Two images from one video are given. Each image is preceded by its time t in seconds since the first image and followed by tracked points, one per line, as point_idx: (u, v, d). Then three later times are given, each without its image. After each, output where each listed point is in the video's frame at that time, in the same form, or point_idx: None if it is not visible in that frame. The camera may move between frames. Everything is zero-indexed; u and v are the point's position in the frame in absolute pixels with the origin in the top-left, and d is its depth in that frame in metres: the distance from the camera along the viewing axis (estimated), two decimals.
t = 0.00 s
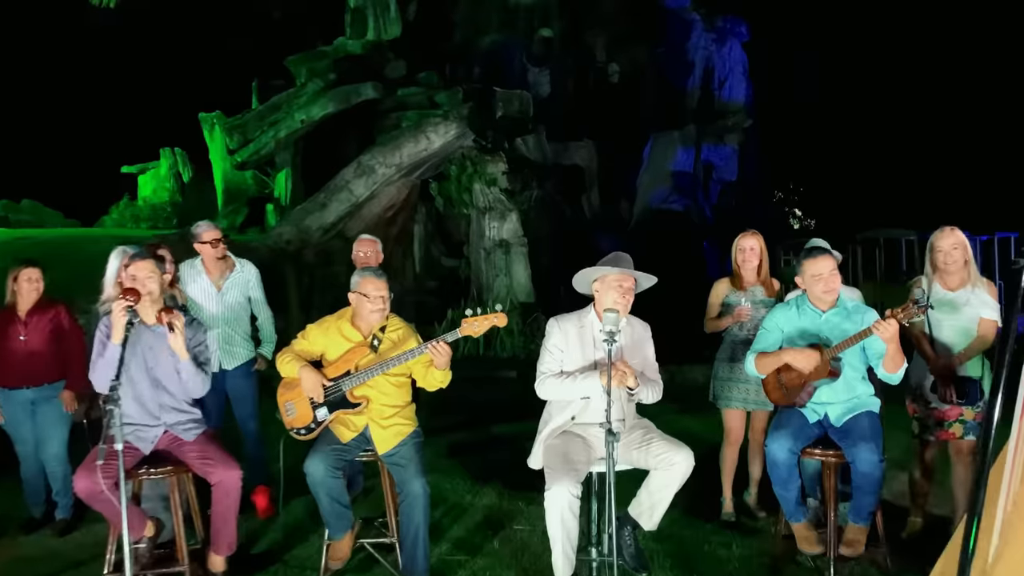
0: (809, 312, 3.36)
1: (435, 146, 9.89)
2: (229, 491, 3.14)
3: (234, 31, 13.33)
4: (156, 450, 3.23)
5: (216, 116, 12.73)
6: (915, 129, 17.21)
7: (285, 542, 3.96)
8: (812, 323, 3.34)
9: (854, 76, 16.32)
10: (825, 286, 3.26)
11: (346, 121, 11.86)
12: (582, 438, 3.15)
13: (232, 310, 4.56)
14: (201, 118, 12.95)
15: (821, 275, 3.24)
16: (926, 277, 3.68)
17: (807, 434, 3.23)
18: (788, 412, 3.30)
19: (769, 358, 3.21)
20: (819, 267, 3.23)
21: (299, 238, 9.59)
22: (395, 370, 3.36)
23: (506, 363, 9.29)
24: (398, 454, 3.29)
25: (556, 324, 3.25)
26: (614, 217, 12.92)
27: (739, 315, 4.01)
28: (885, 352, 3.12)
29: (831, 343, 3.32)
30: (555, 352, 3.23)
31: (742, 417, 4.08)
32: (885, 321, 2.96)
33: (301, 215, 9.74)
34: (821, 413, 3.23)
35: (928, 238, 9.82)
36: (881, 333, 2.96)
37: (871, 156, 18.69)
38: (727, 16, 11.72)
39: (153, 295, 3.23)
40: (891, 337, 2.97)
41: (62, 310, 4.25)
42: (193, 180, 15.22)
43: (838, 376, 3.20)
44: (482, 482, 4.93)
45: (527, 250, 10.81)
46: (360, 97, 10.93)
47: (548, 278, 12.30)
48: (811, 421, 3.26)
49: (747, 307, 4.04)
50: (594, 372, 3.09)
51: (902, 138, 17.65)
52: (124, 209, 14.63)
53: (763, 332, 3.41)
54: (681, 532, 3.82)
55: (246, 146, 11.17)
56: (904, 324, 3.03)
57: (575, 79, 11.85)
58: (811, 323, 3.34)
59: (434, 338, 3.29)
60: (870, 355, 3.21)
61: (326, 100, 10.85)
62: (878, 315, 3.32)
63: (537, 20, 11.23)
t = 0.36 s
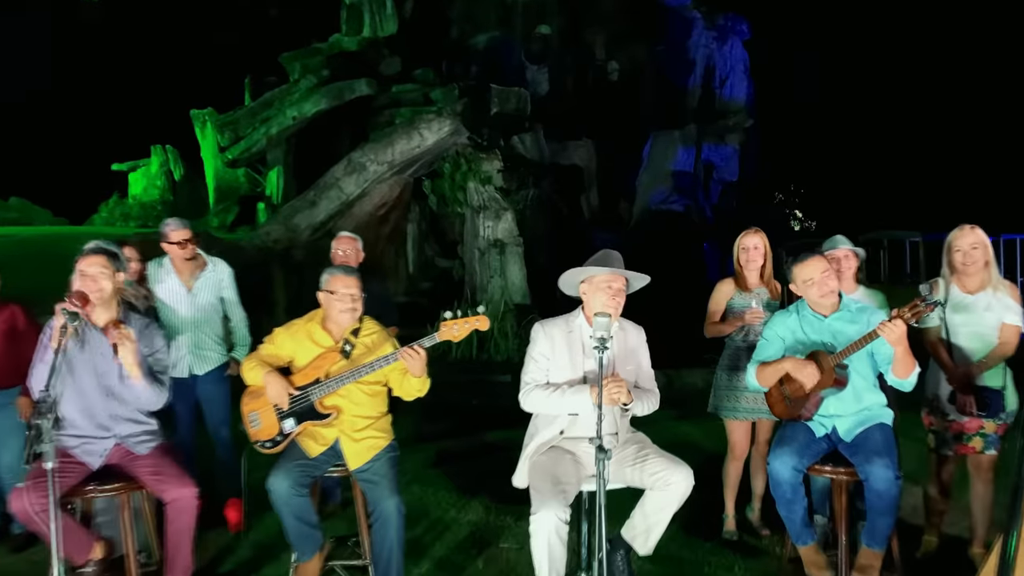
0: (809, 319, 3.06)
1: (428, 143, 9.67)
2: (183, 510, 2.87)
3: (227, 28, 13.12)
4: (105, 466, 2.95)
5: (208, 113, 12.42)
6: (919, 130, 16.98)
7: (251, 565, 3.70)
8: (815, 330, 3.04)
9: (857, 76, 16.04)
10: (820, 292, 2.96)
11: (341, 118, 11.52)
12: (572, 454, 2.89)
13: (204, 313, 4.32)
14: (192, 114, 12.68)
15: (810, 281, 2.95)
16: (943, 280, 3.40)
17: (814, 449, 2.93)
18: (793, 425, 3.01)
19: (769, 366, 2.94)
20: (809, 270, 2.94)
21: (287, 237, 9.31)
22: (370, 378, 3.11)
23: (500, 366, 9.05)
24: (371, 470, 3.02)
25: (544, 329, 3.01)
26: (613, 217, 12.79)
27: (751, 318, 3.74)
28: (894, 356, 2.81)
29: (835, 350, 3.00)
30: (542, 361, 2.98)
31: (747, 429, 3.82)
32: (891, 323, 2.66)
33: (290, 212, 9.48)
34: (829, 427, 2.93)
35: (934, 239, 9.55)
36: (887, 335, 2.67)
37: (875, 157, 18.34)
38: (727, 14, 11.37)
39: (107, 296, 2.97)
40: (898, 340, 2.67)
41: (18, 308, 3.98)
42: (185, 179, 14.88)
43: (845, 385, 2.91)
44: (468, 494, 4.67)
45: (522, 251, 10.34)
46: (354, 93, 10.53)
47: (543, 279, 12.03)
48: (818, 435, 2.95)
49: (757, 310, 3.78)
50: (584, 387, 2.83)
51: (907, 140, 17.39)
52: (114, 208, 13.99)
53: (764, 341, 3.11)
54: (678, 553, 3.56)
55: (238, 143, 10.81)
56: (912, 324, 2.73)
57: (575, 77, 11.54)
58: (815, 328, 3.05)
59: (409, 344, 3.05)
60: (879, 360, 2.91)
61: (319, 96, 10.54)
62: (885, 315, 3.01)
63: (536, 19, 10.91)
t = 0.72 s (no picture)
0: (829, 320, 2.82)
1: (423, 139, 9.43)
2: (142, 528, 2.64)
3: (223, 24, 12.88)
4: (57, 478, 2.71)
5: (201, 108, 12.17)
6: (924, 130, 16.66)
7: None
8: (833, 332, 2.81)
9: (862, 77, 15.82)
10: (834, 289, 2.74)
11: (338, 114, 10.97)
12: (567, 468, 2.65)
13: (178, 311, 4.06)
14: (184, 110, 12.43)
15: (826, 275, 2.74)
16: (970, 280, 3.15)
17: (832, 462, 2.69)
18: (808, 436, 2.77)
19: (785, 372, 2.70)
20: (826, 265, 2.72)
21: (278, 235, 9.08)
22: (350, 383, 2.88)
23: (496, 368, 8.80)
24: (348, 484, 2.77)
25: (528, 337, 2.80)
26: (611, 216, 12.36)
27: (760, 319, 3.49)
28: (923, 364, 2.57)
29: (856, 354, 2.76)
30: (528, 370, 2.78)
31: (754, 438, 3.57)
32: (921, 326, 2.41)
33: (281, 209, 9.25)
34: (848, 438, 2.69)
35: (941, 241, 9.28)
36: (918, 342, 2.42)
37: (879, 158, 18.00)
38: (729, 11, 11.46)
39: (64, 292, 2.74)
40: (930, 348, 2.42)
41: None
42: (177, 175, 14.60)
43: (866, 393, 2.68)
44: (459, 505, 4.42)
45: (520, 250, 9.90)
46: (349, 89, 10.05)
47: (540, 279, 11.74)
48: (836, 447, 2.71)
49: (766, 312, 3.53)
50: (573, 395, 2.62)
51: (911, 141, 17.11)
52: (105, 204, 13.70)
53: (778, 344, 2.88)
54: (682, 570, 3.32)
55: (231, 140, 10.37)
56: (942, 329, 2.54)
57: (575, 75, 11.27)
58: (833, 330, 2.81)
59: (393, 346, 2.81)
60: (904, 367, 2.67)
61: (313, 91, 10.08)
62: (911, 318, 2.76)
63: (535, 14, 10.41)
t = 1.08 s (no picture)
0: (862, 325, 2.65)
1: (419, 136, 9.22)
2: (101, 554, 2.40)
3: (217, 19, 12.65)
4: (10, 498, 2.48)
5: (195, 105, 11.85)
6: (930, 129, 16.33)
7: None
8: (864, 338, 2.63)
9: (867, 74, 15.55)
10: (863, 285, 2.55)
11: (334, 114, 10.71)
12: (567, 490, 2.42)
13: (154, 314, 3.81)
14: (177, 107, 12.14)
15: (864, 268, 2.54)
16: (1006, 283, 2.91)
17: (860, 482, 2.47)
18: (833, 452, 2.55)
19: (811, 379, 2.50)
20: (868, 257, 2.52)
21: (270, 234, 8.79)
22: (331, 395, 2.65)
23: (493, 372, 8.53)
24: (329, 506, 2.54)
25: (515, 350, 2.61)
26: (614, 218, 12.15)
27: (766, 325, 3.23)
28: (968, 377, 2.35)
29: (891, 364, 2.59)
30: (517, 387, 2.58)
31: (765, 453, 3.33)
32: (974, 339, 2.23)
33: (273, 208, 8.97)
34: (876, 454, 2.49)
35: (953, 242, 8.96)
36: (972, 356, 2.23)
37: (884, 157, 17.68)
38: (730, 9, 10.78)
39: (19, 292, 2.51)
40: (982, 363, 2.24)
41: None
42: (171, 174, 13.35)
43: (902, 408, 2.45)
44: (453, 519, 4.17)
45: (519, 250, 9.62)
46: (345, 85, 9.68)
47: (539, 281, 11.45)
48: (864, 466, 2.51)
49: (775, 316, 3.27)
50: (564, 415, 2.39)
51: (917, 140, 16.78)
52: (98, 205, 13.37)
53: (802, 347, 2.72)
54: None
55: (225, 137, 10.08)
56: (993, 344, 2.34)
57: (574, 72, 11.13)
58: (864, 336, 2.63)
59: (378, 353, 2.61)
60: (944, 382, 2.46)
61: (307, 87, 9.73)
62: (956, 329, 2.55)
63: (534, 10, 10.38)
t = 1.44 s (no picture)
0: (893, 323, 2.50)
1: (414, 131, 9.01)
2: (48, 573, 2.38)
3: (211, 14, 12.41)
4: None
5: (189, 101, 11.28)
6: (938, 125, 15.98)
7: None
8: (898, 338, 2.49)
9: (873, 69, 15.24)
10: (905, 274, 2.42)
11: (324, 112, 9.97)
12: (566, 506, 2.20)
13: (129, 314, 3.59)
14: (169, 101, 11.65)
15: (908, 258, 2.40)
16: None
17: (889, 496, 2.29)
18: (860, 463, 2.36)
19: (840, 387, 2.31)
20: (916, 246, 2.37)
21: (261, 230, 8.52)
22: (308, 400, 2.41)
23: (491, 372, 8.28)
24: (303, 523, 2.32)
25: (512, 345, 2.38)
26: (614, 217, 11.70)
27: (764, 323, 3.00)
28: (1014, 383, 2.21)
29: (925, 365, 2.46)
30: (512, 387, 2.36)
31: (775, 460, 3.08)
32: None
33: (264, 205, 8.75)
34: (908, 466, 2.29)
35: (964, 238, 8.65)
36: None
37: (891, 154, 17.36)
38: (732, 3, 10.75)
39: None
40: None
41: None
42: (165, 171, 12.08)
43: (939, 414, 2.27)
44: (445, 530, 3.94)
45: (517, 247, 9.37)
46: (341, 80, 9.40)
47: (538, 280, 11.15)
48: (895, 479, 2.31)
49: (773, 314, 3.02)
50: (561, 415, 2.15)
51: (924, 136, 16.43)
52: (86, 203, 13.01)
53: (827, 347, 2.55)
54: None
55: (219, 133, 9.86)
56: None
57: (574, 66, 10.80)
58: (898, 335, 2.50)
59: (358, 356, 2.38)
60: (984, 387, 2.30)
61: (302, 82, 9.45)
62: (995, 328, 2.46)
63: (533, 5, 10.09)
